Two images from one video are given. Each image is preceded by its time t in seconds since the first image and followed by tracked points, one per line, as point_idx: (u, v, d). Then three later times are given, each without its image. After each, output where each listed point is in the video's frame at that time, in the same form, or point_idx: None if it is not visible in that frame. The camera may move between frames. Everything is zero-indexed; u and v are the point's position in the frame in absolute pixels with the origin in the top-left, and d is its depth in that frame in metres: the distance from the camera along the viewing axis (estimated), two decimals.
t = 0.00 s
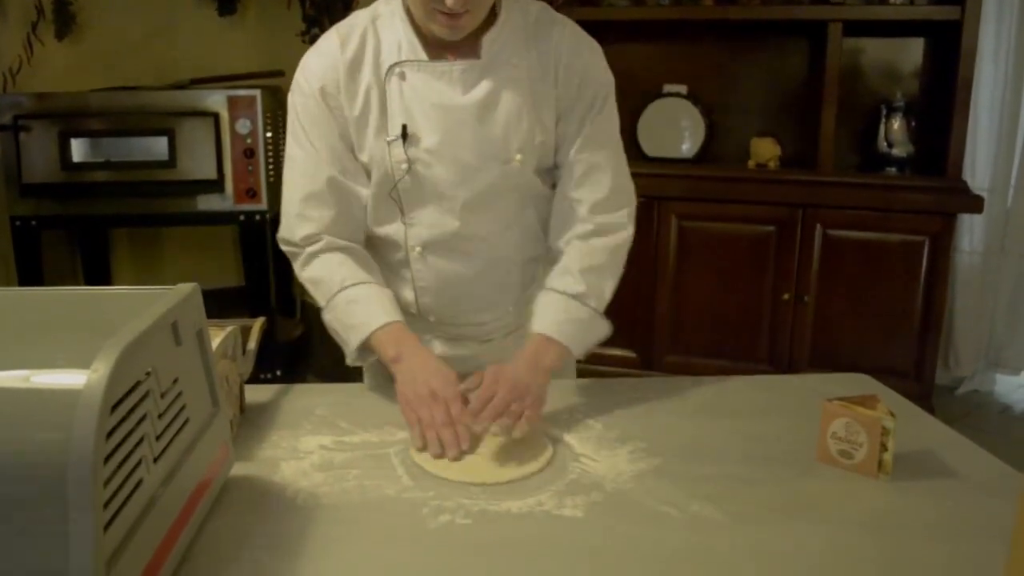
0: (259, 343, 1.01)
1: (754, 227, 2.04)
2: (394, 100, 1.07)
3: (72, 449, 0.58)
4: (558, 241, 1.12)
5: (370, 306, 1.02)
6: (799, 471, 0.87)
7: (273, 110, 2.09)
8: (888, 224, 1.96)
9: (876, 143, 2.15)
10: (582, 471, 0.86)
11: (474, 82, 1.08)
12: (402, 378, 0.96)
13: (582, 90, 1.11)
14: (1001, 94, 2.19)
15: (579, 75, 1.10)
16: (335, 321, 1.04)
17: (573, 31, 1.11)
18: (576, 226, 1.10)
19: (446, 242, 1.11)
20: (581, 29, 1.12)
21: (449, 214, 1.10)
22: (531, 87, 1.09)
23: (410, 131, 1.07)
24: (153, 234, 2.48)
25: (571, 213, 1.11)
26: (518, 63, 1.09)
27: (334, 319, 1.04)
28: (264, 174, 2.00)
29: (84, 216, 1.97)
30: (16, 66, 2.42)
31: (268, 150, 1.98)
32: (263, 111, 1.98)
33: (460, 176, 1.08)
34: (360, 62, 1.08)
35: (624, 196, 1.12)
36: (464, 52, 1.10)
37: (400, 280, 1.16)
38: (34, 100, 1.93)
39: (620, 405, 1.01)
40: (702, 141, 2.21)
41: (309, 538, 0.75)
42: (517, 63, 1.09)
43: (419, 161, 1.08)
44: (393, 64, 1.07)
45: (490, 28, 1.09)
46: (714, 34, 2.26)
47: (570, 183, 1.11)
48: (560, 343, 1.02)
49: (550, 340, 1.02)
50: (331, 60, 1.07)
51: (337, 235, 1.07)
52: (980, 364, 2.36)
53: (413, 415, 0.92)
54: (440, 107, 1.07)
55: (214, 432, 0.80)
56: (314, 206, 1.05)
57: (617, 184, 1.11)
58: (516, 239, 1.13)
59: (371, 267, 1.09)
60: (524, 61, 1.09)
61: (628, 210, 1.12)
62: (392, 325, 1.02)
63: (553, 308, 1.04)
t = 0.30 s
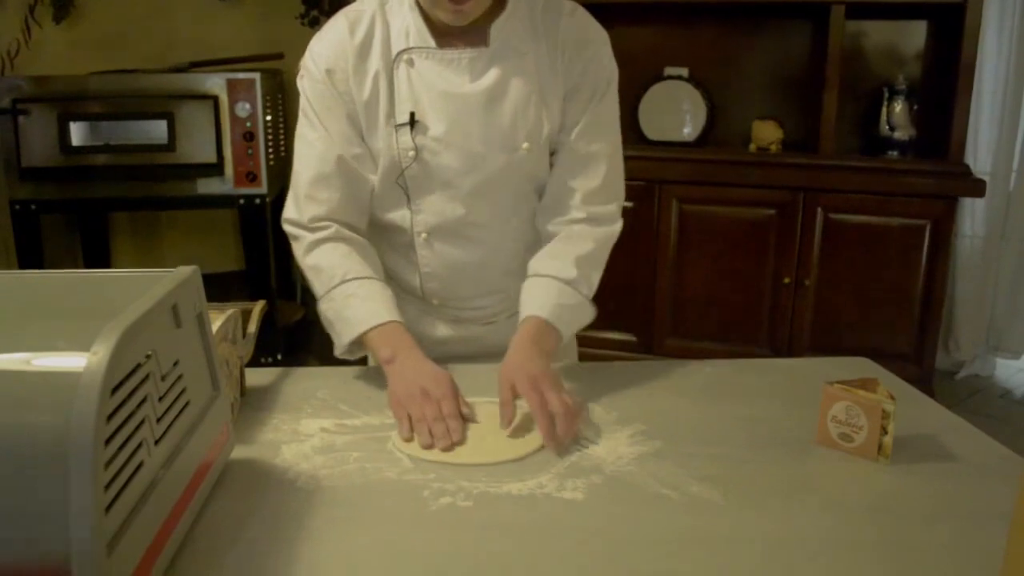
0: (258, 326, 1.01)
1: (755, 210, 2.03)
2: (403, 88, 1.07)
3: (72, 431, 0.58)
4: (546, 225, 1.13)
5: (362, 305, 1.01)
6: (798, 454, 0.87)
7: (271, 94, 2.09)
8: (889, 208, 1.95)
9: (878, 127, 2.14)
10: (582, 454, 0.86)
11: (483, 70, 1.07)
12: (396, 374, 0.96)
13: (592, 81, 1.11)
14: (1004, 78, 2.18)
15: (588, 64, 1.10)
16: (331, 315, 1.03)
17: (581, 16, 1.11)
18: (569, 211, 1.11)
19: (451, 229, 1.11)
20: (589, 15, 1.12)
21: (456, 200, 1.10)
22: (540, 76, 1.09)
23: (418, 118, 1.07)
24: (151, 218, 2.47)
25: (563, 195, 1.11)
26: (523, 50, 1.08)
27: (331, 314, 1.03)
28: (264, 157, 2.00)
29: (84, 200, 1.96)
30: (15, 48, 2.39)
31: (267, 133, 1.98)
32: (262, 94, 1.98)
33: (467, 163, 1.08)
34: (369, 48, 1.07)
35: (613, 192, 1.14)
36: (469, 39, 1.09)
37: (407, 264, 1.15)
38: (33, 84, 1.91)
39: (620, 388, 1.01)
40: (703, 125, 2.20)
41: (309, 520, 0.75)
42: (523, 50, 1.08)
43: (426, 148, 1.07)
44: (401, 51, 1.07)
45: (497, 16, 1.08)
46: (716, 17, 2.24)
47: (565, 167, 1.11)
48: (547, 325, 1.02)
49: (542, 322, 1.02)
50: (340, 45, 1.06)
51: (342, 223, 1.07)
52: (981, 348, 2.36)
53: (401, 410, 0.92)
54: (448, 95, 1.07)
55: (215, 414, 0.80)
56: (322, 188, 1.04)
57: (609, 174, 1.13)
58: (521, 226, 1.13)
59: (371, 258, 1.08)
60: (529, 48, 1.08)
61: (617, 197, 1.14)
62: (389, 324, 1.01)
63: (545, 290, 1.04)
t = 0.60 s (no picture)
0: (259, 313, 1.01)
1: (756, 197, 2.03)
2: (407, 69, 1.06)
3: (73, 418, 0.58)
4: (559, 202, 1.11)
5: (376, 291, 1.02)
6: (798, 441, 0.87)
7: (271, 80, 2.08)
8: (891, 195, 1.95)
9: (879, 114, 2.14)
10: (583, 440, 0.86)
11: (483, 43, 1.06)
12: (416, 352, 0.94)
13: (593, 42, 1.08)
14: (1006, 66, 2.18)
15: (587, 23, 1.08)
16: (350, 303, 1.04)
17: None
18: (580, 168, 1.06)
19: (464, 209, 1.10)
20: None
21: (469, 178, 1.09)
22: (540, 46, 1.07)
23: (423, 97, 1.07)
24: (151, 206, 2.46)
25: (573, 155, 1.07)
26: (522, 21, 1.06)
27: (351, 302, 1.04)
28: (264, 143, 2.00)
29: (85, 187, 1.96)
30: (15, 35, 2.37)
31: (267, 119, 1.97)
32: (262, 81, 1.97)
33: (473, 139, 1.07)
34: (372, 33, 1.07)
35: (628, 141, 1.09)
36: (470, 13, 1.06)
37: (427, 248, 1.15)
38: (32, 70, 1.90)
39: (621, 374, 1.01)
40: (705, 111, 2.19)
41: (310, 507, 0.75)
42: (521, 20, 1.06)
43: (434, 128, 1.07)
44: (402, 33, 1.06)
45: None
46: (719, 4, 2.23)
47: (570, 128, 1.07)
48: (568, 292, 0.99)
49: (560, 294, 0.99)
50: (345, 34, 1.06)
51: (363, 212, 1.08)
52: (981, 336, 2.36)
53: (404, 399, 0.90)
54: (450, 71, 1.05)
55: (216, 400, 0.80)
56: (342, 175, 1.06)
57: (619, 124, 1.08)
58: (538, 207, 1.11)
59: (394, 245, 1.09)
60: (528, 18, 1.06)
61: (631, 152, 1.08)
62: (402, 311, 1.01)
63: (557, 259, 1.00)
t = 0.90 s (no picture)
0: (260, 298, 1.00)
1: (760, 181, 2.02)
2: (452, 55, 1.10)
3: (74, 404, 0.58)
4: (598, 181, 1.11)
5: (407, 258, 1.04)
6: (799, 425, 0.87)
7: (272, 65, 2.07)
8: (896, 179, 1.94)
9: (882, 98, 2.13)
10: (584, 424, 0.86)
11: (526, 26, 1.08)
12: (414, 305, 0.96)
13: (632, 20, 1.08)
14: (1010, 50, 2.16)
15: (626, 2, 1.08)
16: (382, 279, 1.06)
17: None
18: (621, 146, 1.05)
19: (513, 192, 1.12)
20: None
21: (520, 161, 1.11)
22: (583, 29, 1.09)
23: (470, 81, 1.09)
24: (152, 192, 2.45)
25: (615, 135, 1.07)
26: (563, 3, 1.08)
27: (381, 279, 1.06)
28: (264, 129, 1.99)
29: (85, 173, 1.95)
30: (14, 19, 2.27)
31: (268, 104, 1.97)
32: (263, 65, 1.97)
33: (521, 121, 1.09)
34: (415, 21, 1.10)
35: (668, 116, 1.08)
36: None
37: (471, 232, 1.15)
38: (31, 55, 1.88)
39: (621, 358, 1.01)
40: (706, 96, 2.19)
41: (313, 491, 0.75)
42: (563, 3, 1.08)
43: (483, 111, 1.10)
44: (445, 19, 1.09)
45: None
46: None
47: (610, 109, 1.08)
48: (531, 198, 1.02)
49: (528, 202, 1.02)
50: (388, 23, 1.09)
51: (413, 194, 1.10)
52: (983, 322, 2.36)
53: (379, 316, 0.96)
54: (495, 55, 1.08)
55: (218, 384, 0.80)
56: (376, 174, 1.09)
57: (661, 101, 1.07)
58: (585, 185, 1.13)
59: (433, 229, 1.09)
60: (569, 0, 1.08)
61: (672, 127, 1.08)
62: (419, 283, 1.04)
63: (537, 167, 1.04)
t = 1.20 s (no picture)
0: (260, 287, 1.00)
1: (762, 171, 2.01)
2: (486, 33, 1.06)
3: (74, 392, 0.58)
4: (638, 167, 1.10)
5: (473, 212, 1.01)
6: (799, 415, 0.87)
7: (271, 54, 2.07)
8: (896, 169, 1.94)
9: (884, 87, 2.12)
10: (584, 414, 0.86)
11: (564, 7, 1.06)
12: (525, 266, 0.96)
13: (676, 14, 1.08)
14: (1013, 37, 2.16)
15: None
16: (445, 241, 1.02)
17: None
18: (671, 142, 1.07)
19: (541, 177, 1.08)
20: None
21: (546, 143, 1.07)
22: (618, 11, 1.07)
23: (503, 60, 1.06)
24: (153, 181, 2.43)
25: (661, 129, 1.09)
26: None
27: (443, 240, 1.03)
28: (264, 117, 1.99)
29: (85, 162, 1.94)
30: (14, 8, 2.23)
31: (268, 93, 1.97)
32: (262, 54, 1.97)
33: (554, 101, 1.06)
34: None
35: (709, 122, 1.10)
36: None
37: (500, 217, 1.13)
38: (30, 44, 1.87)
39: (622, 347, 1.01)
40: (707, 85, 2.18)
41: (313, 479, 0.75)
42: None
43: (513, 92, 1.06)
44: None
45: None
46: None
47: (657, 98, 1.08)
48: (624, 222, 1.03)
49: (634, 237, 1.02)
50: None
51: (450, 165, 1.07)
52: (983, 312, 2.36)
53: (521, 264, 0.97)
54: (531, 34, 1.05)
55: (218, 374, 0.80)
56: (422, 142, 1.05)
57: (705, 108, 1.10)
58: (609, 173, 1.11)
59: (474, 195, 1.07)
60: None
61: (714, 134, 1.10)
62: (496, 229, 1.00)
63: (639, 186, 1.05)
